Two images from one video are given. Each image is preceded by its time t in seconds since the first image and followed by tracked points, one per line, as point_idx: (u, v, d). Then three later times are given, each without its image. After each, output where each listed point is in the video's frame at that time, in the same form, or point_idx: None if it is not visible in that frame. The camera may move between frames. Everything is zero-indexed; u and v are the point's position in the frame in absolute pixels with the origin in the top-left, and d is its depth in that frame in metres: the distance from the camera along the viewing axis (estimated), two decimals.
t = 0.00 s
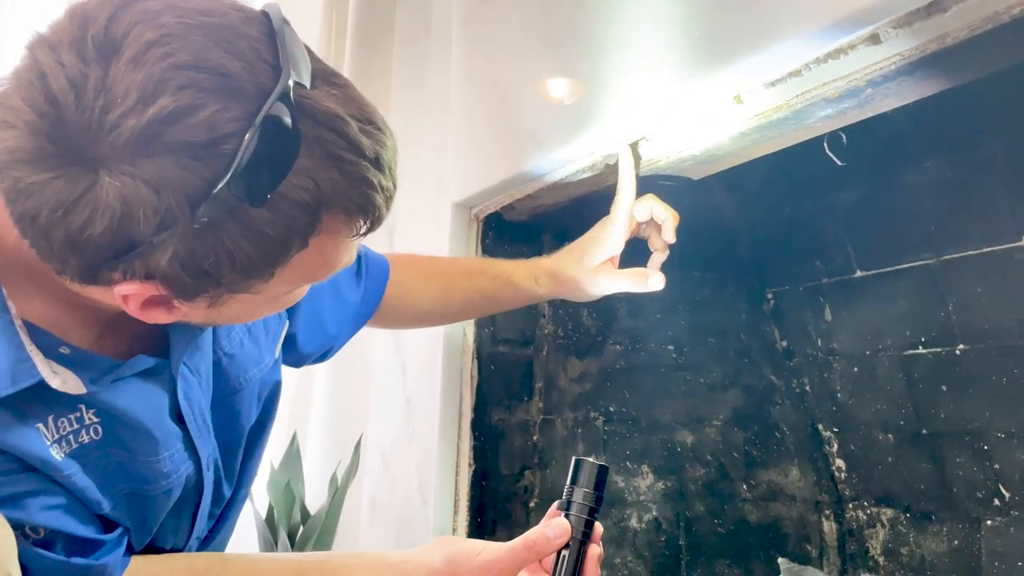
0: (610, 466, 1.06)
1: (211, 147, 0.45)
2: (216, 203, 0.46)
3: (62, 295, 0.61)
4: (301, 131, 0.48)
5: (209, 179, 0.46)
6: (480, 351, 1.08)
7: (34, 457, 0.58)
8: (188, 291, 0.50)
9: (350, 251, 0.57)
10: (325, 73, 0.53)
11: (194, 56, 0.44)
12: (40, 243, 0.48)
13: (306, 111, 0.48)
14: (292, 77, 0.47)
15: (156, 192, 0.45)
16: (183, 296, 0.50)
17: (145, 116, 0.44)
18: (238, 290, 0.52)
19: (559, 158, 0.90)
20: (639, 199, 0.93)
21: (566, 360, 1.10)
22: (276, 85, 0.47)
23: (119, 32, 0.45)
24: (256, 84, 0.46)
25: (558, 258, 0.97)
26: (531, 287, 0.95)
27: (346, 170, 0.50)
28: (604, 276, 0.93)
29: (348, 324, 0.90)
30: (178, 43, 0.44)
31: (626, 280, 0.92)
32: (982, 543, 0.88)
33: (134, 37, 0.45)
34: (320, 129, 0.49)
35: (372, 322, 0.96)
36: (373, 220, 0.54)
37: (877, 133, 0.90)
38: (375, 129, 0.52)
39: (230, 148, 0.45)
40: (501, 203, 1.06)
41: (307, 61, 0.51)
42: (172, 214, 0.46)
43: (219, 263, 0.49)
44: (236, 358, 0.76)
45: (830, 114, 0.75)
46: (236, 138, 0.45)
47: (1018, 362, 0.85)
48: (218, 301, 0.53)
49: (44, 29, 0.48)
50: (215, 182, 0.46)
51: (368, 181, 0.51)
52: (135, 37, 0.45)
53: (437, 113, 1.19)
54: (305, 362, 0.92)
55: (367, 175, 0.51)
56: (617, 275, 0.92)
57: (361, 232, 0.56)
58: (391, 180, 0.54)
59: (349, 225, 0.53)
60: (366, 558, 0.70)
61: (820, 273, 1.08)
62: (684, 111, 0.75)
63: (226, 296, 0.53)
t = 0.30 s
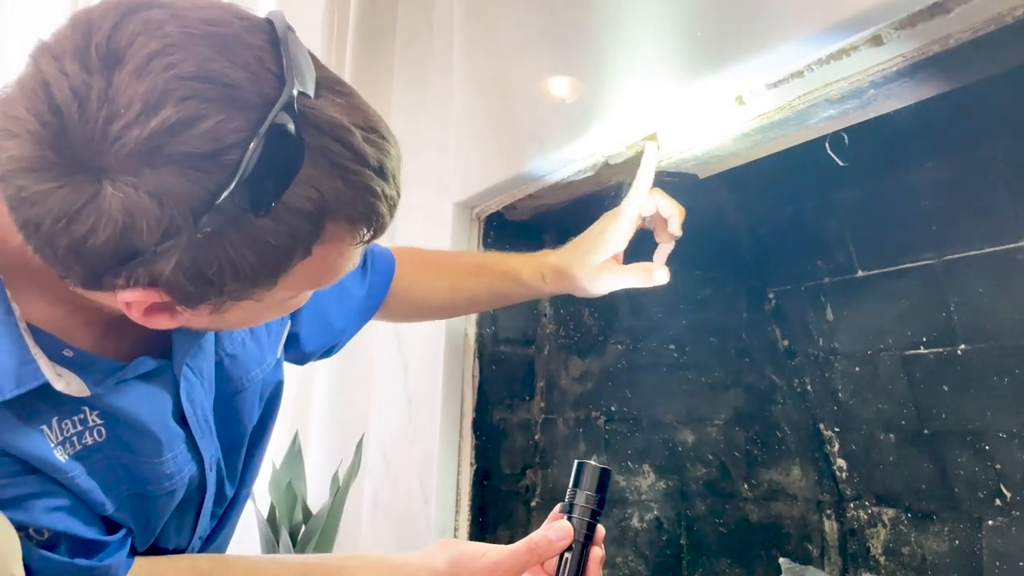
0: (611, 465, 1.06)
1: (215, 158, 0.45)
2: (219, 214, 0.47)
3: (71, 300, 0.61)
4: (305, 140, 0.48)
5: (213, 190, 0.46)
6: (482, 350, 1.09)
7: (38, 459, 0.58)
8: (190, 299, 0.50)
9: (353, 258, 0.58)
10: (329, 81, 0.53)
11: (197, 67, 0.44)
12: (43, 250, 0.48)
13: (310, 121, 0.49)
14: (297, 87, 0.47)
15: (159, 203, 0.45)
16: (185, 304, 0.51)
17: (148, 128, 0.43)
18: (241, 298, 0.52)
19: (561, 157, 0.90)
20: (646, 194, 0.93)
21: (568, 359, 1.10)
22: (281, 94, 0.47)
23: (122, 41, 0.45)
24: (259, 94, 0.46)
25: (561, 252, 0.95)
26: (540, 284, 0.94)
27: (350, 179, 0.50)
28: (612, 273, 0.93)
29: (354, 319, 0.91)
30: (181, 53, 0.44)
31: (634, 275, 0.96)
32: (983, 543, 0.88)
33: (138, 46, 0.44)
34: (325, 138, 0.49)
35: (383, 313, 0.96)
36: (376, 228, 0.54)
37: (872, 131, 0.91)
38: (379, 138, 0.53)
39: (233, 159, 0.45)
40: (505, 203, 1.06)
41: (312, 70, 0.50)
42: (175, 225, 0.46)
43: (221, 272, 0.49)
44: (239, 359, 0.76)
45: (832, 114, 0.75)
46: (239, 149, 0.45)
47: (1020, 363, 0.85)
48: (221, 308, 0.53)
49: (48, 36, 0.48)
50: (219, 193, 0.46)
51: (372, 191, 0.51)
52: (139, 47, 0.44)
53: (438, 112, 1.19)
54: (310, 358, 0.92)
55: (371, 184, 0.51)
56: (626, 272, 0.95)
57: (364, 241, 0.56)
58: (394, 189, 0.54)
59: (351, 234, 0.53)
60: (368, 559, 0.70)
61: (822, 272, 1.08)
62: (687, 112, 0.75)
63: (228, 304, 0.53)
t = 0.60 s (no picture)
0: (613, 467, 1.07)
1: (214, 163, 0.45)
2: (218, 220, 0.46)
3: (73, 300, 0.61)
4: (305, 146, 0.48)
5: (213, 197, 0.46)
6: (481, 350, 1.09)
7: (38, 460, 0.58)
8: (190, 302, 0.50)
9: (354, 262, 0.57)
10: (331, 85, 0.53)
11: (198, 72, 0.44)
12: (42, 253, 0.48)
13: (310, 126, 0.48)
14: (297, 92, 0.47)
15: (158, 208, 0.45)
16: (184, 307, 0.51)
17: (148, 133, 0.43)
18: (240, 302, 0.52)
19: (562, 157, 0.90)
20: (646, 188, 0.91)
21: (567, 359, 1.11)
22: (281, 99, 0.46)
23: (124, 46, 0.45)
24: (260, 100, 0.46)
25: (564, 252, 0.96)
26: (543, 283, 0.94)
27: (350, 185, 0.50)
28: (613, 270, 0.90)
29: (356, 319, 0.90)
30: (182, 58, 0.44)
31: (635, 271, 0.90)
32: (982, 543, 0.88)
33: (139, 51, 0.44)
34: (325, 144, 0.49)
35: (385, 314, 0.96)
36: (376, 233, 0.54)
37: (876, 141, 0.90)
38: (381, 144, 0.52)
39: (233, 164, 0.45)
40: (506, 202, 1.05)
41: (313, 74, 0.50)
42: (174, 230, 0.46)
43: (220, 277, 0.49)
44: (239, 360, 0.76)
45: (832, 114, 0.74)
46: (239, 154, 0.45)
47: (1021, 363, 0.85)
48: (221, 311, 0.53)
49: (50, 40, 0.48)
50: (218, 199, 0.46)
51: (372, 197, 0.51)
52: (140, 51, 0.44)
53: (438, 112, 1.19)
54: (311, 358, 0.92)
55: (371, 190, 0.51)
56: (628, 266, 0.90)
57: (365, 246, 0.56)
58: (396, 195, 0.54)
59: (350, 239, 0.53)
60: (366, 564, 0.70)
61: (822, 272, 1.07)
62: (687, 111, 0.74)
63: (227, 308, 0.53)
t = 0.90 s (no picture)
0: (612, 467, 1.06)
1: (214, 167, 0.45)
2: (216, 224, 0.46)
3: (74, 303, 0.61)
4: (305, 152, 0.48)
5: (212, 202, 0.46)
6: (480, 352, 1.08)
7: (39, 462, 0.58)
8: (189, 307, 0.50)
9: (355, 268, 0.57)
10: (333, 90, 0.53)
11: (198, 76, 0.44)
12: (42, 255, 0.48)
13: (310, 131, 0.48)
14: (298, 97, 0.47)
15: (156, 212, 0.45)
16: (184, 312, 0.50)
17: (146, 136, 0.43)
18: (240, 306, 0.52)
19: (562, 158, 0.90)
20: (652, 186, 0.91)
21: (568, 359, 1.09)
22: (281, 104, 0.46)
23: (125, 50, 0.45)
24: (261, 104, 0.46)
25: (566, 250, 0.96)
26: (544, 281, 0.95)
27: (350, 191, 0.50)
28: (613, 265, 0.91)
29: (357, 324, 0.90)
30: (182, 62, 0.44)
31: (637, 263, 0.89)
32: (983, 543, 0.88)
33: (139, 55, 0.44)
34: (326, 149, 0.49)
35: (386, 318, 0.95)
36: (376, 239, 0.54)
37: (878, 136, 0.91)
38: (382, 149, 0.52)
39: (233, 169, 0.45)
40: (506, 202, 1.05)
41: (315, 78, 0.50)
42: (172, 233, 0.46)
43: (219, 281, 0.49)
44: (241, 363, 0.76)
45: (833, 115, 0.74)
46: (239, 158, 0.45)
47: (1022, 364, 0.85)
48: (221, 315, 0.53)
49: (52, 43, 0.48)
50: (217, 204, 0.46)
51: (372, 202, 0.51)
52: (141, 55, 0.44)
53: (439, 112, 1.19)
54: (311, 363, 0.92)
55: (371, 195, 0.51)
56: (628, 261, 0.90)
57: (366, 252, 0.56)
58: (397, 201, 0.54)
59: (352, 244, 0.53)
60: (366, 566, 0.70)
61: (822, 272, 1.07)
62: (686, 112, 0.75)
63: (227, 312, 0.53)
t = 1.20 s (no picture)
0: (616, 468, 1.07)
1: (234, 199, 0.45)
2: (236, 253, 0.47)
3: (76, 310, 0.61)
4: (324, 179, 0.48)
5: (232, 232, 0.46)
6: (484, 352, 1.09)
7: (48, 465, 0.58)
8: (204, 326, 0.51)
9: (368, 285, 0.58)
10: (349, 111, 0.53)
11: (219, 107, 0.44)
12: (61, 279, 0.48)
13: (329, 159, 0.48)
14: (317, 125, 0.47)
15: (177, 243, 0.45)
16: (199, 330, 0.51)
17: (168, 169, 0.44)
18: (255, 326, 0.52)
19: (564, 158, 0.90)
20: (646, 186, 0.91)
21: (571, 359, 1.10)
22: (301, 134, 0.47)
23: (144, 79, 0.45)
24: (280, 133, 0.46)
25: (566, 239, 0.96)
26: (539, 273, 0.95)
27: (367, 216, 0.50)
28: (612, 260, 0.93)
29: (359, 317, 0.91)
30: (203, 93, 0.44)
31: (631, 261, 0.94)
32: (986, 543, 0.88)
33: (160, 84, 0.44)
34: (343, 175, 0.49)
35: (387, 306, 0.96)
36: (391, 262, 0.54)
37: (878, 133, 0.91)
38: (398, 172, 0.52)
39: (253, 199, 0.46)
40: (508, 203, 1.06)
41: (332, 100, 0.50)
42: (192, 261, 0.46)
43: (236, 305, 0.49)
44: (249, 364, 0.76)
45: (837, 115, 0.74)
46: (259, 189, 0.46)
47: None
48: (234, 333, 0.53)
49: (68, 65, 0.48)
50: (237, 233, 0.46)
51: (389, 226, 0.51)
52: (161, 85, 0.44)
53: (441, 114, 1.19)
54: (315, 359, 0.92)
55: (388, 220, 0.51)
56: (625, 258, 0.94)
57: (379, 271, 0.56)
58: (411, 222, 0.54)
59: (365, 266, 0.53)
60: (372, 549, 0.71)
61: (824, 272, 1.08)
62: (689, 114, 0.75)
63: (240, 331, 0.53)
